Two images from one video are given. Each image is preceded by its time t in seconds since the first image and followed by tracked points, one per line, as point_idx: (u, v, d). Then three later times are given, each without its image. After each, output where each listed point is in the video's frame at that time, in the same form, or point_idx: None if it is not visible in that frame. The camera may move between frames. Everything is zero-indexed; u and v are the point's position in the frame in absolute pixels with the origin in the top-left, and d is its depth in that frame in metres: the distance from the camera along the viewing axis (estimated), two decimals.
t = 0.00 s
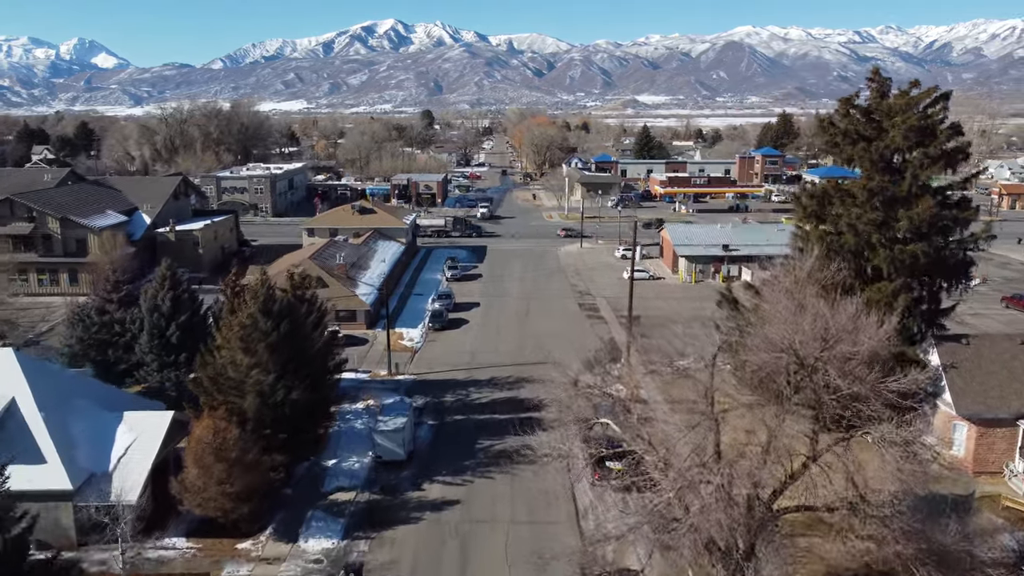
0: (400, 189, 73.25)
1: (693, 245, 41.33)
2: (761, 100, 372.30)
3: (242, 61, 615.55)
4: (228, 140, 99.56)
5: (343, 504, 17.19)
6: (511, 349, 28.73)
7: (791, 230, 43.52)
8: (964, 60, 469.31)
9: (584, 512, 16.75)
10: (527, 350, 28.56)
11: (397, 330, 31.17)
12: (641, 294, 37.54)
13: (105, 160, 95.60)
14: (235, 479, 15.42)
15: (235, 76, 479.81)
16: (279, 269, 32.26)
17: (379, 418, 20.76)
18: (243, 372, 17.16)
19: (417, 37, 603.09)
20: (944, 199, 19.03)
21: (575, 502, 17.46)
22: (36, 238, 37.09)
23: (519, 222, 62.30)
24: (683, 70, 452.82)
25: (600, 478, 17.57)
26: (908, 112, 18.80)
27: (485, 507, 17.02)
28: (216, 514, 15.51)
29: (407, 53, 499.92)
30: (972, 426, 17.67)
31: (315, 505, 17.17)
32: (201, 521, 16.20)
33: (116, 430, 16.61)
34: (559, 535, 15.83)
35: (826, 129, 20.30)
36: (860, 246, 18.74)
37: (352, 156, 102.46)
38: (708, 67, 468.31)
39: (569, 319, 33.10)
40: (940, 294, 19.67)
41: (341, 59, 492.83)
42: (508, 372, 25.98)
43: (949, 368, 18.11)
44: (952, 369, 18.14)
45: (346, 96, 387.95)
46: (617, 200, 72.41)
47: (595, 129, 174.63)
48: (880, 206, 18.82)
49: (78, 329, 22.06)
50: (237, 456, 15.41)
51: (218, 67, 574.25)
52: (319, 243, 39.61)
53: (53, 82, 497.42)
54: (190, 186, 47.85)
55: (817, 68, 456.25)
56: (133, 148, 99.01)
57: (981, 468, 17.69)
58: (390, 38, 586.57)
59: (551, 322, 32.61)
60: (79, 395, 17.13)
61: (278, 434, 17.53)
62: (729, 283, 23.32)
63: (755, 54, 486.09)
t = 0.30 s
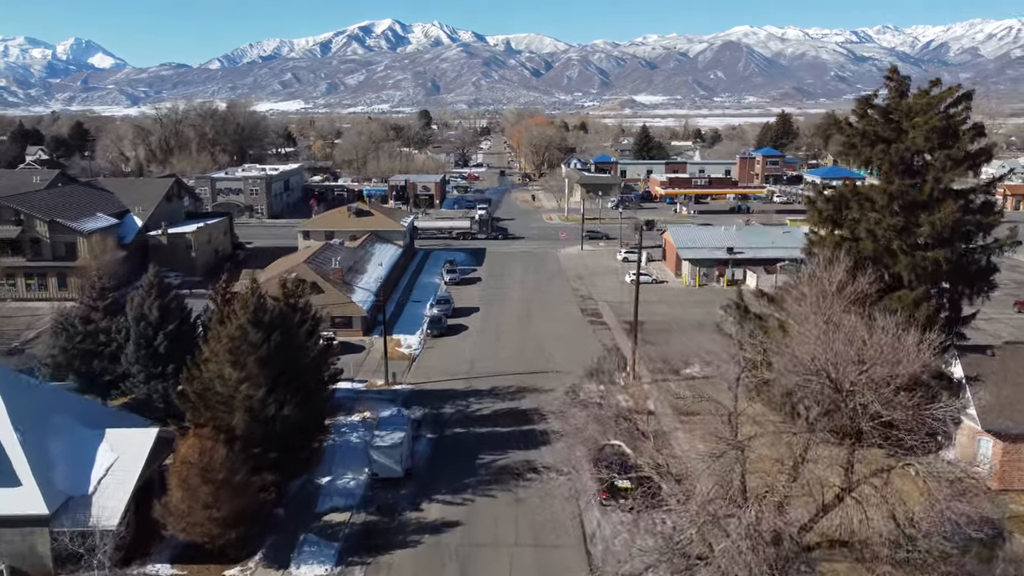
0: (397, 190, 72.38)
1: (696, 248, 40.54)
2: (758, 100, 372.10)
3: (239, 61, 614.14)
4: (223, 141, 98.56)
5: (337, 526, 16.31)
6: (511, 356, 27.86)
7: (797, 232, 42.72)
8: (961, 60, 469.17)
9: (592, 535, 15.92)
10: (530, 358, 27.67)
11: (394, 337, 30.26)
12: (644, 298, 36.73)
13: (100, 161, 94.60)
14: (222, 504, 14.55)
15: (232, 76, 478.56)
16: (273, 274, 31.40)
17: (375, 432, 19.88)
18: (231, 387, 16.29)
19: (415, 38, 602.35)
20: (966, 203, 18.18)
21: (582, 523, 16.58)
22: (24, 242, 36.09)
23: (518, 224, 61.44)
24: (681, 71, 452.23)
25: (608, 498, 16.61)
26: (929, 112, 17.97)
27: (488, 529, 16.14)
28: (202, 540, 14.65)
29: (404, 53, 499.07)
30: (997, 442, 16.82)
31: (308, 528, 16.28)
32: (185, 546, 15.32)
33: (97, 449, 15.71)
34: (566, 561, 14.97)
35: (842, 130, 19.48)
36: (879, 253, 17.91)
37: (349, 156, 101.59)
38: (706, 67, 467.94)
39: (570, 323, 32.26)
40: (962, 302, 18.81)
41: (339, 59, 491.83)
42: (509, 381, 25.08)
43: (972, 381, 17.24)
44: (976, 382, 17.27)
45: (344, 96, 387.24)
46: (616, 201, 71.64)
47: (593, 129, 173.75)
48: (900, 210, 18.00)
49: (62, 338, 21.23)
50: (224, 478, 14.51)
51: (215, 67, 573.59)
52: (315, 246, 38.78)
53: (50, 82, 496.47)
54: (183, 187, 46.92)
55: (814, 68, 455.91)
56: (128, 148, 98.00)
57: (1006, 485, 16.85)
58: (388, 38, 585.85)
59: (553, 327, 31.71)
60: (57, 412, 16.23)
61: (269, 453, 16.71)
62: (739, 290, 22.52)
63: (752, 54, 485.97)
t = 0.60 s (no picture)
0: (395, 191, 71.45)
1: (700, 251, 39.72)
2: (757, 100, 371.55)
3: (237, 61, 612.57)
4: (219, 141, 97.53)
5: (331, 551, 15.41)
6: (513, 363, 26.93)
7: (803, 234, 41.86)
8: (959, 60, 469.20)
9: (602, 560, 15.02)
10: (532, 365, 26.75)
11: (391, 344, 29.32)
12: (648, 303, 35.86)
13: (94, 161, 93.56)
14: (207, 531, 13.65)
15: (229, 76, 477.09)
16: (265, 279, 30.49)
17: (370, 448, 18.96)
18: (217, 405, 15.32)
19: (412, 37, 600.90)
20: (992, 208, 17.32)
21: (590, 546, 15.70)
22: (11, 246, 35.11)
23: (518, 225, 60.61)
24: (679, 71, 451.62)
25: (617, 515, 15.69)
26: (954, 112, 17.10)
27: (490, 554, 15.24)
28: (184, 568, 13.75)
29: (402, 53, 497.97)
30: None
31: (299, 553, 15.36)
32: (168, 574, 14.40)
33: (75, 471, 14.80)
34: None
35: (860, 131, 18.65)
36: (901, 261, 17.01)
37: (347, 156, 100.60)
38: (705, 66, 467.34)
39: (573, 328, 31.33)
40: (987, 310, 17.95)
41: (337, 59, 490.46)
42: (511, 391, 24.16)
43: (1000, 396, 16.37)
44: (1004, 396, 16.41)
45: (341, 96, 386.37)
46: (617, 203, 70.77)
47: (591, 129, 172.92)
48: (924, 216, 17.14)
49: (42, 348, 20.28)
50: (210, 503, 13.62)
51: (213, 67, 572.21)
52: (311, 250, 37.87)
53: (47, 82, 494.51)
54: (176, 188, 45.96)
55: (812, 69, 455.77)
56: (123, 149, 96.93)
57: None
58: (386, 38, 584.82)
59: (555, 332, 30.79)
60: (35, 430, 15.30)
61: (258, 473, 15.81)
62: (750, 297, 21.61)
63: (750, 54, 485.62)
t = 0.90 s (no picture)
0: (393, 192, 70.47)
1: (705, 255, 38.81)
2: (755, 100, 371.21)
3: (234, 61, 610.97)
4: (215, 141, 96.44)
5: None
6: (515, 372, 25.96)
7: (809, 237, 40.98)
8: (957, 60, 469.37)
9: None
10: (534, 374, 25.80)
11: (388, 352, 28.32)
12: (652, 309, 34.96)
13: (88, 162, 92.52)
14: (190, 564, 12.82)
15: (227, 76, 475.71)
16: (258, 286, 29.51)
17: (366, 467, 17.99)
18: (202, 424, 14.38)
19: (410, 37, 599.97)
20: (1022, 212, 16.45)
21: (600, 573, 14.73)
22: None
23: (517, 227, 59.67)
24: (677, 70, 451.03)
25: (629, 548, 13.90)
26: (982, 112, 16.18)
27: None
28: None
29: (400, 53, 496.88)
30: None
31: None
32: None
33: (49, 497, 13.77)
34: None
35: (883, 132, 17.75)
36: (927, 268, 16.08)
37: (344, 157, 99.66)
38: (703, 66, 466.95)
39: (577, 335, 30.39)
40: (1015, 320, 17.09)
41: (335, 58, 489.21)
42: (513, 403, 23.21)
43: None
44: None
45: (340, 96, 385.28)
46: (618, 204, 69.93)
47: (590, 129, 172.08)
48: (951, 222, 16.29)
49: (21, 361, 19.35)
50: (192, 533, 12.86)
51: (211, 67, 571.00)
52: (306, 253, 36.92)
53: (44, 82, 492.93)
54: (169, 190, 44.97)
55: (810, 69, 455.58)
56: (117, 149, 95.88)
57: None
58: (384, 38, 583.81)
59: (557, 338, 29.85)
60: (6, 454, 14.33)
61: (246, 498, 14.84)
62: (763, 306, 20.68)
63: (748, 54, 485.23)
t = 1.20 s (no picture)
0: (391, 193, 69.50)
1: (711, 259, 37.83)
2: (754, 100, 370.55)
3: (232, 61, 609.51)
4: (211, 141, 95.34)
5: None
6: (518, 383, 24.97)
7: (817, 239, 39.99)
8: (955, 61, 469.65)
9: None
10: (538, 385, 24.82)
11: (386, 361, 27.32)
12: (657, 314, 33.97)
13: (83, 162, 91.45)
14: None
15: (224, 76, 474.35)
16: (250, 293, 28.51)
17: (362, 488, 17.03)
18: (185, 449, 13.39)
19: (408, 37, 598.67)
20: None
21: None
22: None
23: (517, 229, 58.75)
24: (676, 70, 450.32)
25: None
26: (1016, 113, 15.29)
27: None
28: None
29: (399, 52, 495.66)
30: None
31: None
32: None
33: (20, 528, 12.96)
34: None
35: (909, 133, 16.79)
36: (958, 279, 15.21)
37: (341, 158, 98.59)
38: (701, 66, 466.24)
39: (580, 343, 29.44)
40: None
41: (333, 58, 487.97)
42: (517, 416, 22.23)
43: None
44: None
45: (338, 96, 384.31)
46: (619, 205, 68.94)
47: (589, 129, 171.13)
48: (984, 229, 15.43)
49: None
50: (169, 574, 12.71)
51: (209, 67, 569.95)
52: (301, 257, 35.95)
53: (41, 82, 491.46)
54: (161, 192, 44.00)
55: (808, 69, 455.24)
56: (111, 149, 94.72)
57: None
58: (382, 38, 582.74)
59: (561, 346, 28.87)
60: None
61: (232, 528, 13.92)
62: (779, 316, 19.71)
63: (747, 54, 484.60)
